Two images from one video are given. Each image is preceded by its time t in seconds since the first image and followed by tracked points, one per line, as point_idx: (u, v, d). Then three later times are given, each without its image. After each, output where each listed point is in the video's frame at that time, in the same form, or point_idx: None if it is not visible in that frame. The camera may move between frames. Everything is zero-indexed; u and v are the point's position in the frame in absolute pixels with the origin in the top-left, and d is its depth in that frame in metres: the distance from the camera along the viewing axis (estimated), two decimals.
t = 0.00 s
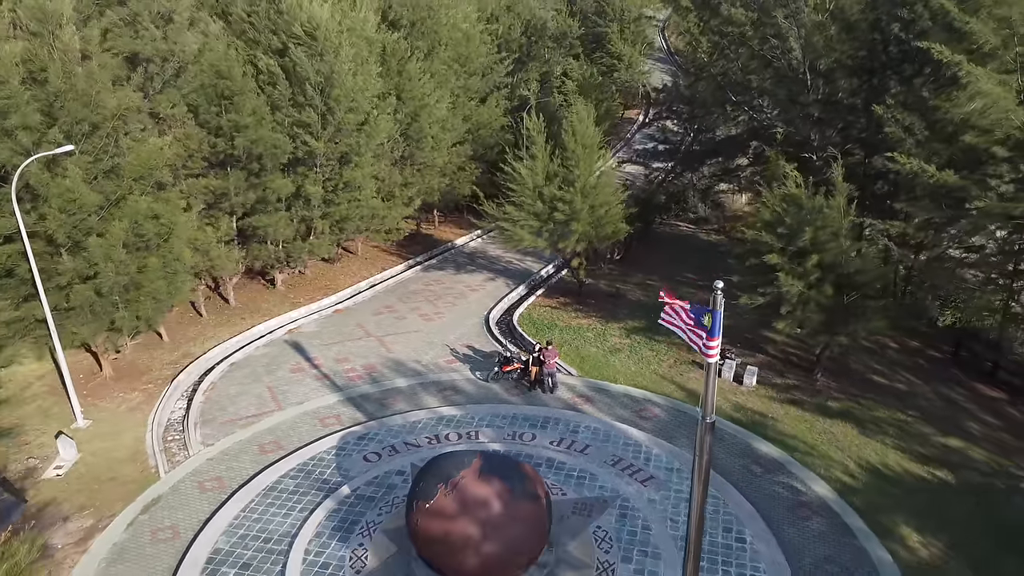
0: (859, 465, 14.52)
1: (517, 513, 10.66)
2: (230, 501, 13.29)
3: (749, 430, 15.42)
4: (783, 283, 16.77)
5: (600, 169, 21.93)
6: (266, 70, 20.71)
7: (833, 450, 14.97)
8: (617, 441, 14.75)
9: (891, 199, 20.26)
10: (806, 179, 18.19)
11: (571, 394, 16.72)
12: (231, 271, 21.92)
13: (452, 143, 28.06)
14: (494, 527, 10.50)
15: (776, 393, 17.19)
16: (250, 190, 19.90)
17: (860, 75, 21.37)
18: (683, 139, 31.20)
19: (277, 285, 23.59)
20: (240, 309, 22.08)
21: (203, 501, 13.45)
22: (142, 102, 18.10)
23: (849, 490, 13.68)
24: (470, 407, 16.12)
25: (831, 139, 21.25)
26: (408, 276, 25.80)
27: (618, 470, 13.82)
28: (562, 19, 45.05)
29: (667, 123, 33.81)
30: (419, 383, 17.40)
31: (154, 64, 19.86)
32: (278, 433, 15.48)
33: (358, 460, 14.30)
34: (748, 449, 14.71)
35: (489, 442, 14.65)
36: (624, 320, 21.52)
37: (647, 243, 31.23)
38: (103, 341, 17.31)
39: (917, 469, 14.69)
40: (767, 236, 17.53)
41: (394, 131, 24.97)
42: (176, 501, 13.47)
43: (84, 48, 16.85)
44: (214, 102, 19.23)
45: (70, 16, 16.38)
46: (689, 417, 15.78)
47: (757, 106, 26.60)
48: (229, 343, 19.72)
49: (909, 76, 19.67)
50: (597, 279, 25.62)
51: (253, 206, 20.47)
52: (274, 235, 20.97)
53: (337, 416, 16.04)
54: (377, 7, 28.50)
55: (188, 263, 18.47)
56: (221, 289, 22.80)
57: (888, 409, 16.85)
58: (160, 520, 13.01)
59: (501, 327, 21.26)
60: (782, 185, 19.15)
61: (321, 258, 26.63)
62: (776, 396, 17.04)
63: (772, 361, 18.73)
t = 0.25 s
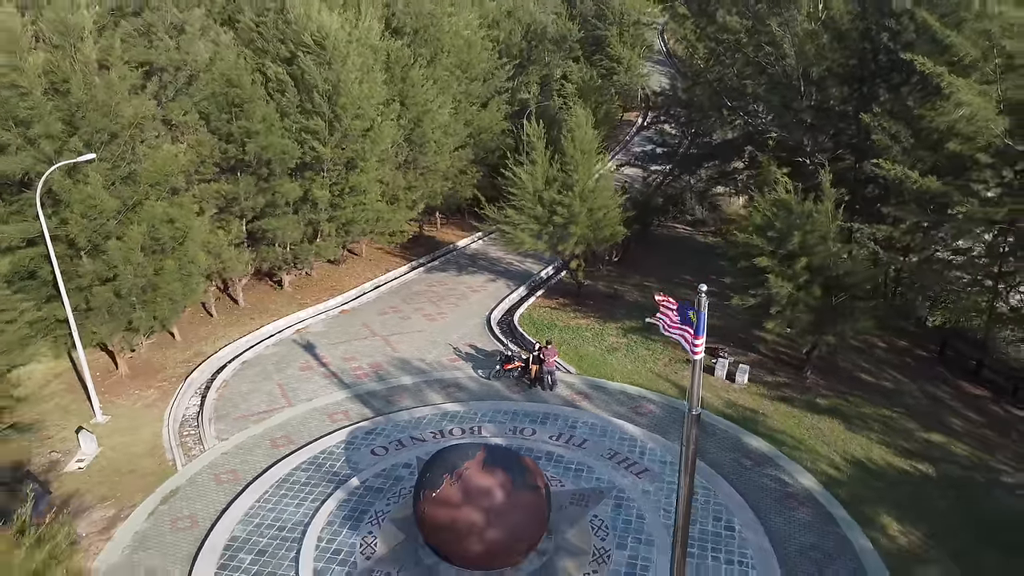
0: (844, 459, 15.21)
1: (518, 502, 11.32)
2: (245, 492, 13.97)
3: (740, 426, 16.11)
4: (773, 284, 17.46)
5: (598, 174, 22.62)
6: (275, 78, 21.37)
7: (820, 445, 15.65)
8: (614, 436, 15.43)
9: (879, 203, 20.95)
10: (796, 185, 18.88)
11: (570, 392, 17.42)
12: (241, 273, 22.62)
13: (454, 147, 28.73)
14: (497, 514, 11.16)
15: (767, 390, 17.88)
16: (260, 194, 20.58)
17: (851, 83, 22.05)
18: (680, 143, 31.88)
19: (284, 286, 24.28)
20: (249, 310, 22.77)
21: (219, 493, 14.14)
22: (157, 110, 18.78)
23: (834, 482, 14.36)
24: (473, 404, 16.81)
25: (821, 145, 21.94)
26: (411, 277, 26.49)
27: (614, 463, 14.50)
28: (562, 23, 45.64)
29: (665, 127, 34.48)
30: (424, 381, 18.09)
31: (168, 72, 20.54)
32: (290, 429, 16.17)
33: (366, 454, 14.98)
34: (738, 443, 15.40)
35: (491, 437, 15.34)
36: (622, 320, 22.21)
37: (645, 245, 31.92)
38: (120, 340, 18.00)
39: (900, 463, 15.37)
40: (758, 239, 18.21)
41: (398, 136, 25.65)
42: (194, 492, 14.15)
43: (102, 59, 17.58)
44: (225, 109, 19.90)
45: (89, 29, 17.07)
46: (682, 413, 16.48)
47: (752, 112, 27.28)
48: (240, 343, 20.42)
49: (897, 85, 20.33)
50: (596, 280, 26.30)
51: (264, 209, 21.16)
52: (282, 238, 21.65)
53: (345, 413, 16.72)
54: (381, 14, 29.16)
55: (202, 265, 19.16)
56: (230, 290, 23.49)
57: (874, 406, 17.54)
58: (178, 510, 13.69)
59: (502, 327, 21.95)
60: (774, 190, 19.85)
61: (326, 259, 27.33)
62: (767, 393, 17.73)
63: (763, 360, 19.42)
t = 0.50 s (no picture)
0: (830, 452, 15.93)
1: (519, 490, 12.05)
2: (259, 483, 14.70)
3: (731, 421, 16.83)
4: (763, 285, 18.19)
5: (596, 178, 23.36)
6: (285, 85, 22.09)
7: (808, 439, 16.38)
8: (610, 430, 16.17)
9: (868, 207, 21.68)
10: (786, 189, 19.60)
11: (568, 388, 18.15)
12: (250, 274, 23.35)
13: (456, 151, 29.44)
14: (499, 501, 11.90)
15: (758, 387, 18.61)
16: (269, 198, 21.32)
17: (840, 91, 23.18)
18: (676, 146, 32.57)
19: (292, 287, 25.01)
20: (257, 310, 23.50)
21: (235, 483, 14.87)
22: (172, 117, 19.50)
23: (820, 474, 15.08)
24: (475, 399, 17.55)
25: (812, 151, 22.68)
26: (414, 278, 27.21)
27: (610, 455, 15.22)
28: (562, 26, 46.30)
29: (662, 130, 35.19)
30: (428, 378, 18.83)
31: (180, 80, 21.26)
32: (300, 423, 16.91)
33: (373, 447, 15.71)
34: (729, 437, 16.13)
35: (493, 431, 16.06)
36: (619, 320, 22.93)
37: (643, 246, 32.63)
38: (136, 338, 18.73)
39: (884, 455, 16.10)
40: (749, 242, 18.93)
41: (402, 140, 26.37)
42: (210, 483, 14.89)
43: (119, 69, 18.33)
44: (237, 116, 20.62)
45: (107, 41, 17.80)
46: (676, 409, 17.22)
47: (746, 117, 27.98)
48: (250, 342, 21.16)
49: (886, 92, 21.05)
50: (594, 281, 27.03)
51: (272, 212, 21.87)
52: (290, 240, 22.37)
53: (353, 408, 17.46)
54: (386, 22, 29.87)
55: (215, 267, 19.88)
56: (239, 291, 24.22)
57: (861, 402, 18.27)
58: (196, 499, 14.42)
59: (503, 326, 22.66)
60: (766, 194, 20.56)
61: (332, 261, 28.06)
62: (757, 390, 18.46)
63: (755, 358, 20.15)
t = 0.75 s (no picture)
0: (817, 445, 16.70)
1: (520, 478, 12.80)
2: (272, 474, 15.46)
3: (723, 415, 17.61)
4: (754, 286, 18.96)
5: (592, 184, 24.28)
6: (293, 92, 22.85)
7: (795, 432, 17.16)
8: (607, 424, 16.94)
9: (857, 210, 22.46)
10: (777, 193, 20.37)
11: (567, 384, 18.92)
12: (259, 274, 24.12)
13: (459, 154, 30.20)
14: (501, 489, 12.66)
15: (749, 383, 19.39)
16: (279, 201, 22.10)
17: (831, 97, 23.94)
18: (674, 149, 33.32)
19: (299, 287, 25.79)
20: (266, 309, 24.28)
21: (250, 474, 15.63)
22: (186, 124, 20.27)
23: (806, 465, 15.85)
24: (478, 395, 18.31)
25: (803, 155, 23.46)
26: (418, 278, 27.98)
27: (607, 448, 15.99)
28: (562, 31, 47.02)
29: (660, 134, 35.93)
30: (432, 375, 19.60)
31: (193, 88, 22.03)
32: (310, 418, 17.67)
33: (381, 440, 16.48)
34: (720, 431, 16.89)
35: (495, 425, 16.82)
36: (616, 319, 23.70)
37: (641, 247, 33.39)
38: (152, 337, 19.50)
39: (868, 448, 16.85)
40: (741, 244, 19.71)
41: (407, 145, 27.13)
42: (226, 474, 15.65)
43: (135, 79, 19.13)
44: (248, 123, 21.39)
45: (124, 51, 18.59)
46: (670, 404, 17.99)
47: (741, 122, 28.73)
48: (260, 340, 21.93)
49: (874, 100, 21.76)
50: (593, 281, 27.81)
51: (281, 215, 22.62)
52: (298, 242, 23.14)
53: (360, 403, 18.22)
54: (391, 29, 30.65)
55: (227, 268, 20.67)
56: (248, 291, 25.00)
57: (847, 397, 19.04)
58: (213, 489, 15.17)
59: (504, 325, 23.42)
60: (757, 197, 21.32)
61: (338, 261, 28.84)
62: (748, 386, 19.24)
63: (747, 355, 20.93)
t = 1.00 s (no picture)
0: (804, 438, 17.53)
1: (521, 467, 13.63)
2: (286, 465, 16.29)
3: (714, 410, 18.44)
4: (745, 286, 19.79)
5: (592, 187, 25.09)
6: (302, 99, 23.67)
7: (783, 426, 17.99)
8: (603, 418, 17.77)
9: (846, 213, 23.28)
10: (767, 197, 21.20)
11: (565, 380, 19.76)
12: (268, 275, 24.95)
13: (461, 158, 31.01)
14: (503, 477, 13.50)
15: (740, 379, 20.22)
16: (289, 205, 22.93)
17: (821, 104, 24.76)
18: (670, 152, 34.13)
19: (307, 287, 26.63)
20: (275, 308, 25.11)
21: (264, 465, 16.46)
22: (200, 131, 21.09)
23: (792, 457, 16.68)
24: (480, 391, 19.15)
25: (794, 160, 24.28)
26: (421, 279, 28.81)
27: (603, 440, 16.82)
28: (562, 34, 47.69)
29: (658, 137, 36.75)
30: (437, 371, 20.43)
31: (205, 97, 22.82)
32: (320, 412, 18.51)
33: (388, 433, 17.31)
34: (712, 424, 17.73)
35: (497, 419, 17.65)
36: (613, 318, 24.53)
37: (638, 248, 34.21)
38: (168, 335, 20.33)
39: (853, 441, 17.68)
40: (733, 246, 20.53)
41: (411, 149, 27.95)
42: (242, 465, 16.48)
43: (151, 88, 19.93)
44: (259, 129, 22.22)
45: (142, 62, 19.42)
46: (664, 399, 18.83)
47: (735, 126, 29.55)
48: (270, 338, 22.77)
49: (862, 107, 22.57)
50: (591, 281, 28.64)
51: (290, 218, 23.44)
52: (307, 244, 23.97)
53: (368, 398, 19.06)
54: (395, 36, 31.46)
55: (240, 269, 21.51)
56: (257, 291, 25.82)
57: (834, 393, 19.88)
58: (230, 479, 16.00)
59: (505, 324, 24.25)
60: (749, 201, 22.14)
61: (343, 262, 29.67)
62: (740, 382, 20.07)
63: (739, 353, 21.76)
